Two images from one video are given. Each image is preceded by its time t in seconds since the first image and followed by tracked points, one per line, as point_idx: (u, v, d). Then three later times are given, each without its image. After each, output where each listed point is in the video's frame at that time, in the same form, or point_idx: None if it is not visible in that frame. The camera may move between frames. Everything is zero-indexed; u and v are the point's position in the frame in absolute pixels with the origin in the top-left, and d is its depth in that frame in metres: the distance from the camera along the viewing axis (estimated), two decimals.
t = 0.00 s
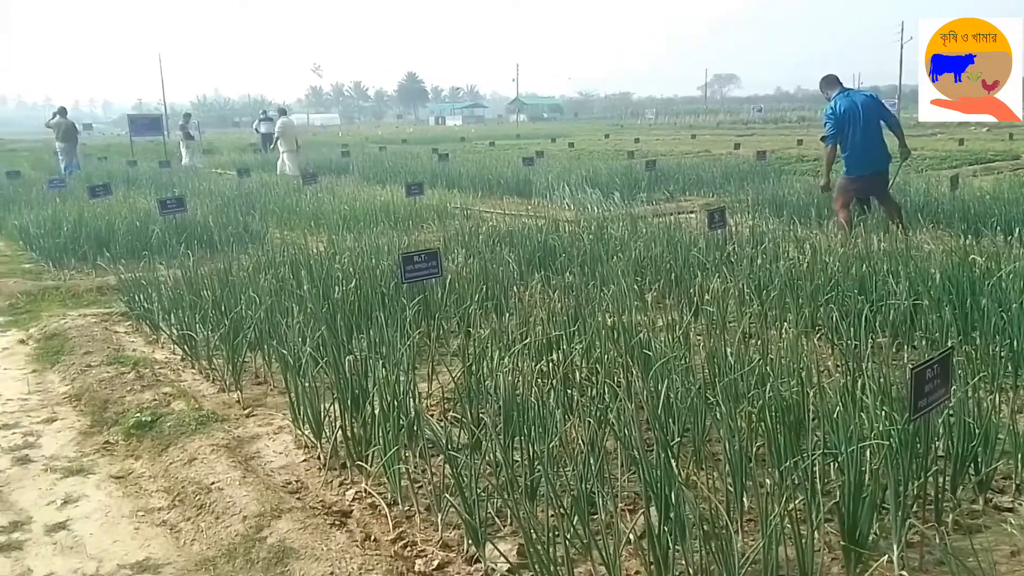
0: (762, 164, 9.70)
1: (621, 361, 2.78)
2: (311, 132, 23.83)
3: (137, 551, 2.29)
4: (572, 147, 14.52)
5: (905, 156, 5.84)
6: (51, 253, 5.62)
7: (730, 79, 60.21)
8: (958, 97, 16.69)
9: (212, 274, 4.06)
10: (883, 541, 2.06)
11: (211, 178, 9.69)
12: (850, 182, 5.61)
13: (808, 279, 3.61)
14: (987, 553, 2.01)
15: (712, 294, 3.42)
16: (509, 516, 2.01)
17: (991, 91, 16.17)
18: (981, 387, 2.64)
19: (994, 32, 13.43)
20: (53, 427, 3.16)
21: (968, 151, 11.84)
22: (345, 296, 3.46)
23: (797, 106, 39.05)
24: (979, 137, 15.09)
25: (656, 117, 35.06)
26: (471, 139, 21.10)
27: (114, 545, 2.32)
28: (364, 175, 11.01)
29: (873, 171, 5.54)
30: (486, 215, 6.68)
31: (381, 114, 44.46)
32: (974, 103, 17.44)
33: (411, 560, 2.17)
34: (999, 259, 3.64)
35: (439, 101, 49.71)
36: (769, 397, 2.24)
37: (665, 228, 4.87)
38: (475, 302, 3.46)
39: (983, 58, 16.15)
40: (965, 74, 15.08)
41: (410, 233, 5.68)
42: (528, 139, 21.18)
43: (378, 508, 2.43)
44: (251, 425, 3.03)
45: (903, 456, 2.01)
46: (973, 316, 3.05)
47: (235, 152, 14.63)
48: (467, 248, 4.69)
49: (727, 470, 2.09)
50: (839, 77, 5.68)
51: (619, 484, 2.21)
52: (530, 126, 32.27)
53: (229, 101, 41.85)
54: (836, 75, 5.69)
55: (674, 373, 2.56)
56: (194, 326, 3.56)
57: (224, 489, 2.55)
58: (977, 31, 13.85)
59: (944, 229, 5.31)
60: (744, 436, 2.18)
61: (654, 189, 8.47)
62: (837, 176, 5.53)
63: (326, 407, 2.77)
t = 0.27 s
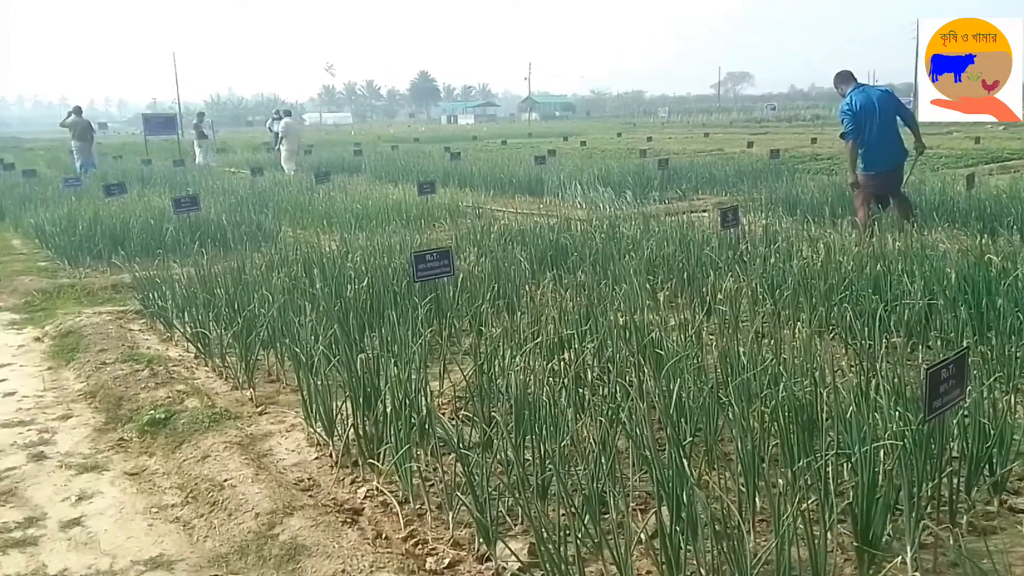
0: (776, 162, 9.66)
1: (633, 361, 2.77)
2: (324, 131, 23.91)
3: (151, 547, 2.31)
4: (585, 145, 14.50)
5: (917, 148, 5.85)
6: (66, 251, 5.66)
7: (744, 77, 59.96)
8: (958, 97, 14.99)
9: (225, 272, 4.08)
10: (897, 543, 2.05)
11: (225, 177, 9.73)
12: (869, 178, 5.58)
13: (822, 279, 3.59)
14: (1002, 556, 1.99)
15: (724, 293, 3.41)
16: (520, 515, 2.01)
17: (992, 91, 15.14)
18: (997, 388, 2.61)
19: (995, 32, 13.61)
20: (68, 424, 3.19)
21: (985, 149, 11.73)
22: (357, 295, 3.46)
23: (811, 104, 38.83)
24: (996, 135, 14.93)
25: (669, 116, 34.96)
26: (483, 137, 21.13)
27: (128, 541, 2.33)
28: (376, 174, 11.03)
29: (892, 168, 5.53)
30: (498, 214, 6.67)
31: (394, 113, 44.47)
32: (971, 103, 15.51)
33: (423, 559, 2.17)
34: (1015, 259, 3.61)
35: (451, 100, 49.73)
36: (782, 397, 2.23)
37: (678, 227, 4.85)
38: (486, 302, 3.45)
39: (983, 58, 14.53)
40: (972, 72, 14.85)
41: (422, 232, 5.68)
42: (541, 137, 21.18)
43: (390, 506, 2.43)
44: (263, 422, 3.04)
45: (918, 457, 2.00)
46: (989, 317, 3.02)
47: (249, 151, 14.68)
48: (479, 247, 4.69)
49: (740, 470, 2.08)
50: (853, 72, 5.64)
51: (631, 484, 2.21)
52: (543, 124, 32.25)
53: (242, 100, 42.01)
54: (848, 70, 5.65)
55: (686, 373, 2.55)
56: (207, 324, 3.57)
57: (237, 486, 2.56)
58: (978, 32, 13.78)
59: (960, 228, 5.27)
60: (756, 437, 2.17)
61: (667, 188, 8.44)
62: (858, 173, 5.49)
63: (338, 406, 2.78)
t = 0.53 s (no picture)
0: (787, 166, 9.62)
1: (644, 365, 2.76)
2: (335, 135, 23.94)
3: (162, 549, 2.32)
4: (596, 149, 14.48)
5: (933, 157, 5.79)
6: (78, 254, 5.69)
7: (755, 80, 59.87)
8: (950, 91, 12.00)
9: (236, 275, 4.09)
10: (908, 549, 2.04)
11: (236, 180, 9.76)
12: (878, 180, 5.57)
13: (833, 283, 3.57)
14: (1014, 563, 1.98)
15: (735, 298, 3.39)
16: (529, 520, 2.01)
17: (994, 91, 12.32)
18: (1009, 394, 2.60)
19: (1000, 30, 10.34)
20: (80, 425, 3.20)
21: (998, 153, 11.66)
22: (367, 298, 3.47)
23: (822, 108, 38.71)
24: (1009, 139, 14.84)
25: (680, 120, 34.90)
26: (494, 140, 21.14)
27: (139, 542, 2.35)
28: (386, 178, 11.04)
29: (903, 172, 5.49)
30: (508, 218, 6.66)
31: (404, 116, 44.51)
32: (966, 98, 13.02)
33: (431, 562, 2.17)
34: None
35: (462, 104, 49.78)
36: (793, 403, 2.22)
37: (689, 232, 4.83)
38: (496, 306, 3.44)
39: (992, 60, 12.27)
40: (972, 70, 11.89)
41: (433, 236, 5.68)
42: (551, 141, 21.17)
43: (398, 509, 2.44)
44: (273, 425, 3.05)
45: (930, 464, 1.99)
46: (1003, 322, 3.00)
47: (260, 155, 14.71)
48: (490, 251, 4.68)
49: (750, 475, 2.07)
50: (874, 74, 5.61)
51: (640, 488, 2.21)
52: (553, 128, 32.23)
53: (253, 103, 42.13)
54: (870, 70, 5.64)
55: (696, 378, 2.54)
56: (218, 327, 3.59)
57: (247, 489, 2.57)
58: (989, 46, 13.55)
59: (973, 233, 5.24)
60: (767, 442, 2.16)
61: (678, 192, 8.41)
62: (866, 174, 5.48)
63: (347, 408, 2.78)
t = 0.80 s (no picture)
0: (794, 169, 9.60)
1: (651, 368, 2.76)
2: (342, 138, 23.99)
3: (170, 551, 2.32)
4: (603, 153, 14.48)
5: (943, 163, 5.78)
6: (87, 257, 5.72)
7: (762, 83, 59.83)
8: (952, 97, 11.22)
9: (244, 278, 4.10)
10: (918, 553, 2.03)
11: (243, 184, 9.79)
12: (887, 181, 5.56)
13: (841, 286, 3.56)
14: None
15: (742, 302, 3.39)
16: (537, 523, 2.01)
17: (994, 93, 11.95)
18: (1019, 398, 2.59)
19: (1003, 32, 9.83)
20: (89, 427, 3.21)
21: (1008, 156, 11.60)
22: (374, 301, 3.47)
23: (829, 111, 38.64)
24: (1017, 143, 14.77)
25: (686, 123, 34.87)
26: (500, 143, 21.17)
27: (147, 544, 2.35)
28: (393, 181, 11.05)
29: (912, 175, 5.47)
30: (514, 221, 6.66)
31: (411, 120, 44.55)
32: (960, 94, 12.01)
33: (439, 565, 2.17)
34: None
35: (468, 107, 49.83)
36: (801, 406, 2.21)
37: (696, 235, 4.82)
38: (503, 309, 3.44)
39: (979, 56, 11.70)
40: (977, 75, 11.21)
41: (439, 239, 5.68)
42: (558, 144, 21.20)
43: (406, 512, 2.44)
44: (281, 428, 3.06)
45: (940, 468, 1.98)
46: (1012, 325, 2.99)
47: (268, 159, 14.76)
48: (496, 254, 4.68)
49: (758, 479, 2.07)
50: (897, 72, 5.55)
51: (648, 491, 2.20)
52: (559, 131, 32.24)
53: (261, 107, 42.26)
54: (893, 68, 5.56)
55: (703, 382, 2.54)
56: (226, 329, 3.60)
57: (254, 491, 2.57)
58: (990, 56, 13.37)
59: (981, 236, 5.22)
60: (775, 446, 2.15)
61: (685, 195, 8.41)
62: (877, 174, 5.47)
63: (354, 411, 2.78)
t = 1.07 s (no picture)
0: (806, 169, 9.55)
1: (662, 368, 2.75)
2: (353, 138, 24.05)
3: (182, 548, 2.33)
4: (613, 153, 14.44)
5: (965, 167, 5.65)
6: (100, 256, 5.76)
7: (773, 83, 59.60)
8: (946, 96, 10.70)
9: (255, 277, 4.12)
10: (931, 555, 2.02)
11: (255, 184, 9.82)
12: (902, 180, 5.54)
13: (853, 287, 3.55)
14: None
15: (753, 302, 3.38)
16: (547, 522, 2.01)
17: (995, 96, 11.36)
18: None
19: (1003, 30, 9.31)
20: (102, 425, 3.23)
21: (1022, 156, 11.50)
22: (385, 300, 3.48)
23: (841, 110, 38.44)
24: None
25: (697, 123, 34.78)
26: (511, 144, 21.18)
27: (160, 541, 2.36)
28: (403, 181, 11.06)
29: (927, 175, 5.45)
30: (524, 221, 6.65)
31: (422, 120, 44.60)
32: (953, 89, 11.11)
33: (449, 563, 2.17)
34: None
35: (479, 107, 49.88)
36: (813, 407, 2.20)
37: (707, 235, 4.81)
38: (514, 308, 3.45)
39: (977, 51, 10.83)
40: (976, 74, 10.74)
41: (449, 239, 5.68)
42: (569, 144, 21.21)
43: (416, 510, 2.44)
44: (292, 426, 3.07)
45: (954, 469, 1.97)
46: None
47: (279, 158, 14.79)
48: (507, 254, 4.67)
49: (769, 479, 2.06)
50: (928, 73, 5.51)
51: (659, 491, 2.20)
52: (569, 131, 32.22)
53: (273, 107, 42.41)
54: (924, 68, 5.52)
55: (714, 382, 2.53)
56: (238, 328, 3.61)
57: (266, 489, 2.58)
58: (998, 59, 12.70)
59: (995, 237, 5.19)
60: (787, 446, 2.15)
61: (696, 196, 8.38)
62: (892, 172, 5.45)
63: (365, 410, 2.79)
